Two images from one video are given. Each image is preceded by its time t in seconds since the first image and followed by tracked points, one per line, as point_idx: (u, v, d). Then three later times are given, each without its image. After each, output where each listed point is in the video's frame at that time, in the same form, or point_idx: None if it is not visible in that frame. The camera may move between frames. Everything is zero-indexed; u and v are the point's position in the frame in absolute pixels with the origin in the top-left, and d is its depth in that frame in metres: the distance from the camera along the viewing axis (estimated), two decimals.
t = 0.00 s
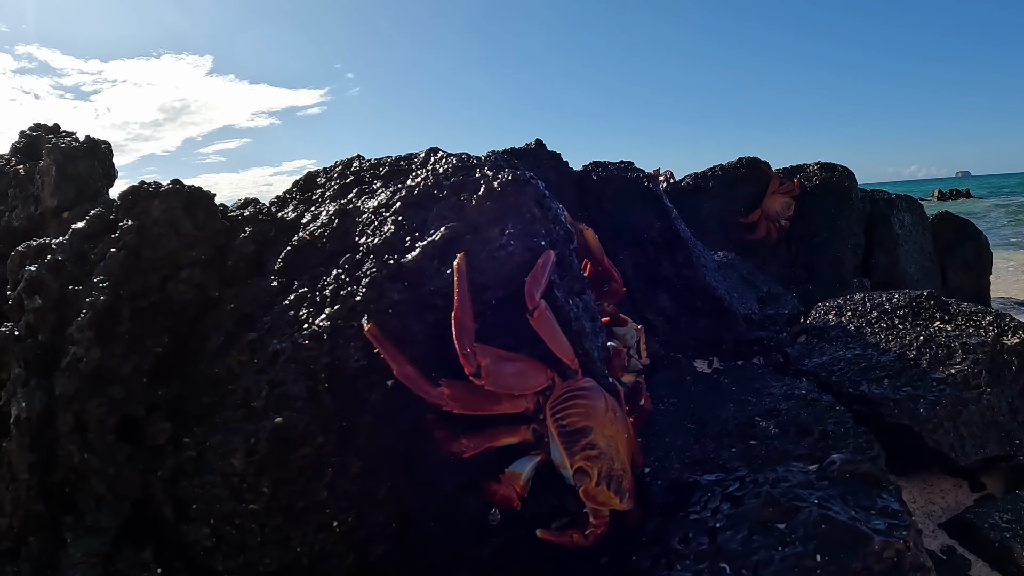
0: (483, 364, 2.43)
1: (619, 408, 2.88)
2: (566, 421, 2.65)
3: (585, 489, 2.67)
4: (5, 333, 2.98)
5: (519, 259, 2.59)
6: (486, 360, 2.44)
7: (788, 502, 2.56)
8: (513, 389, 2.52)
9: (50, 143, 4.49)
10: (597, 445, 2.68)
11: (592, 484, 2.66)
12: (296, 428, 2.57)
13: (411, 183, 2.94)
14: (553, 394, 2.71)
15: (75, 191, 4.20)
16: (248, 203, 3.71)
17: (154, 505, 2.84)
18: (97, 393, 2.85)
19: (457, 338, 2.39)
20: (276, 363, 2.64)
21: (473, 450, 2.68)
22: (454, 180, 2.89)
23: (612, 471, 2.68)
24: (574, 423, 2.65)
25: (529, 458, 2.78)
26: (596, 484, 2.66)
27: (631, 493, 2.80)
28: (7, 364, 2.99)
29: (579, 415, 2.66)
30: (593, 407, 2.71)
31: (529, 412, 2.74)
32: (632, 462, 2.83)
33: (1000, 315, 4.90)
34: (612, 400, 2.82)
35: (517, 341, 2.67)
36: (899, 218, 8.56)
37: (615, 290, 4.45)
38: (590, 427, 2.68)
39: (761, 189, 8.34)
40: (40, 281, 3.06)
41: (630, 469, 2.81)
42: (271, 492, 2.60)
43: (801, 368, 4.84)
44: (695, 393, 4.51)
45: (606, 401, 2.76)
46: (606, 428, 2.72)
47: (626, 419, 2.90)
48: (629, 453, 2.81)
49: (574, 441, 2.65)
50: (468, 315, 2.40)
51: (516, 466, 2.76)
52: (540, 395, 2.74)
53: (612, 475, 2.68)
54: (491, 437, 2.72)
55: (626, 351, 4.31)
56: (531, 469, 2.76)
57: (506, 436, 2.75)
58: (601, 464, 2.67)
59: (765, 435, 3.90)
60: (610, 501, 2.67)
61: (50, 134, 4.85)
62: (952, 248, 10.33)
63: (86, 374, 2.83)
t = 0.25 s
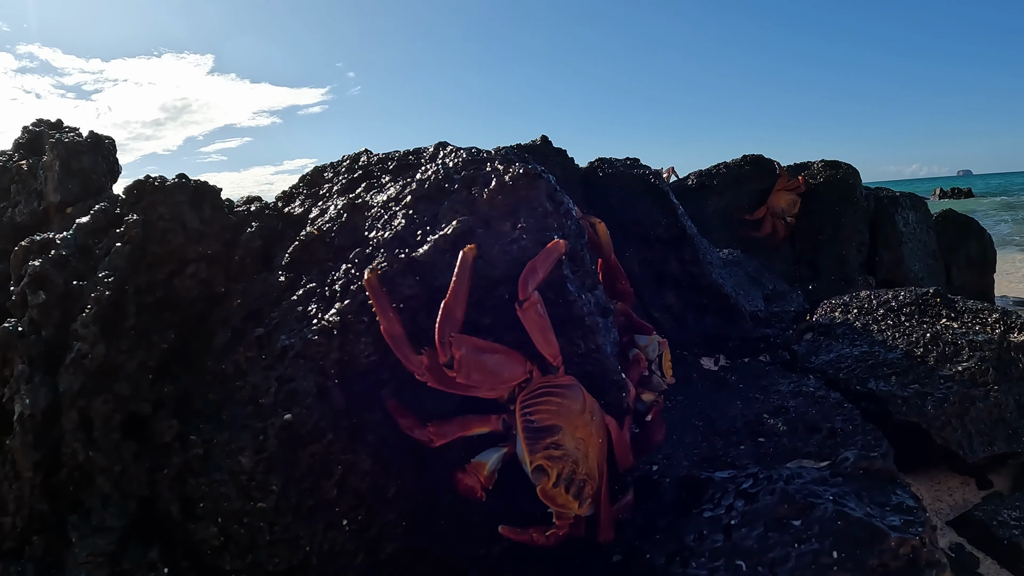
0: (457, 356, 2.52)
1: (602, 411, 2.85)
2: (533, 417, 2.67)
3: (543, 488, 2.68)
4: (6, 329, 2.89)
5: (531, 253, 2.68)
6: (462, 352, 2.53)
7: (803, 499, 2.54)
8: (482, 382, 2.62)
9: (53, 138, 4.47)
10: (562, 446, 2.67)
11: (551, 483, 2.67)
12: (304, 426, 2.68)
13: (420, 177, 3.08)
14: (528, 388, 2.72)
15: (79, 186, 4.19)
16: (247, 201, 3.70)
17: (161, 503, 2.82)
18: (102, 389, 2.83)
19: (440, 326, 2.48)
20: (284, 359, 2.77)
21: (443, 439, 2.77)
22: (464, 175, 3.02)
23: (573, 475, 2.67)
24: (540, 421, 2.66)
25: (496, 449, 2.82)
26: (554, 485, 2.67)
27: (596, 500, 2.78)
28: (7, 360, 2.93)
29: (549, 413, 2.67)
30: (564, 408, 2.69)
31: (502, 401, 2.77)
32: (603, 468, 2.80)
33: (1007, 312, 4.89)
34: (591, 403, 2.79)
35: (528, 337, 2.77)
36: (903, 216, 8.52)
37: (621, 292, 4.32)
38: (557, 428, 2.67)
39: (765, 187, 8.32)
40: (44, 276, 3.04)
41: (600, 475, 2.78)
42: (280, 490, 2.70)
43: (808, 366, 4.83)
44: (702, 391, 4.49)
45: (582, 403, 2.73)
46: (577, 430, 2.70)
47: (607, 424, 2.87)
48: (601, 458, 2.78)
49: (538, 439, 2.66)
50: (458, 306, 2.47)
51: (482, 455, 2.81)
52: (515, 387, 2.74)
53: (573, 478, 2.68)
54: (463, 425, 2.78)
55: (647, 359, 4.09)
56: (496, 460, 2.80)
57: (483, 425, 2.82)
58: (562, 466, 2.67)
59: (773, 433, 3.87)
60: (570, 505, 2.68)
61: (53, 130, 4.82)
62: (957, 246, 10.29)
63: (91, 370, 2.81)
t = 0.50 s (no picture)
0: (447, 349, 2.53)
1: (590, 412, 2.84)
2: (517, 412, 2.67)
3: (524, 483, 2.67)
4: (13, 327, 2.93)
5: (541, 251, 2.72)
6: (451, 345, 2.54)
7: (811, 496, 2.54)
8: (469, 376, 2.61)
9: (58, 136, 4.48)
10: (546, 443, 2.66)
11: (531, 478, 2.66)
12: (313, 424, 2.72)
13: (428, 175, 3.11)
14: (514, 383, 2.72)
15: (84, 184, 4.20)
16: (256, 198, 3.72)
17: (170, 501, 2.83)
18: (110, 387, 2.84)
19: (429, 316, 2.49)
20: (293, 357, 2.81)
21: (430, 434, 2.77)
22: (473, 172, 3.05)
23: (555, 472, 2.66)
24: (524, 416, 2.66)
25: (479, 440, 2.85)
26: (535, 480, 2.66)
27: (578, 500, 2.76)
28: (15, 358, 2.94)
29: (533, 409, 2.67)
30: (550, 406, 2.69)
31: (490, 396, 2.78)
32: (588, 469, 2.78)
33: (1010, 311, 4.90)
34: (580, 403, 2.78)
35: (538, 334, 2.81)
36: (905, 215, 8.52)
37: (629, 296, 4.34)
38: (541, 424, 2.66)
39: (769, 184, 8.32)
40: (51, 274, 3.04)
41: (584, 475, 2.76)
42: (290, 487, 2.72)
43: (812, 364, 4.83)
44: (707, 389, 4.49)
45: (569, 402, 2.73)
46: (562, 428, 2.69)
47: (596, 425, 2.85)
48: (586, 459, 2.76)
49: (521, 433, 2.66)
50: (447, 295, 2.50)
51: (466, 446, 2.84)
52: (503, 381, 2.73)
53: (555, 475, 2.66)
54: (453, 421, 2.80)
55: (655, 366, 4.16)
56: (479, 452, 2.83)
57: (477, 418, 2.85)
58: (545, 462, 2.65)
59: (778, 431, 3.87)
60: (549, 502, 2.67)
61: (57, 128, 4.83)
62: (959, 245, 10.30)
63: (99, 368, 2.81)
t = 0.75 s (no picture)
0: (407, 322, 2.56)
1: (570, 413, 2.86)
2: (493, 405, 2.71)
3: (497, 476, 2.70)
4: (14, 324, 2.94)
5: (541, 249, 2.72)
6: (412, 319, 2.57)
7: (811, 496, 2.54)
8: (437, 355, 2.62)
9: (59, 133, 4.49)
10: (520, 437, 2.70)
11: (504, 472, 2.69)
12: (313, 421, 2.73)
13: (428, 173, 3.12)
14: (491, 377, 2.78)
15: (85, 181, 4.20)
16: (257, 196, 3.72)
17: (170, 499, 2.83)
18: (109, 385, 2.84)
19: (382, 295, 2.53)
20: (294, 355, 2.81)
21: (406, 428, 2.78)
22: (473, 170, 3.06)
23: (528, 467, 2.69)
24: (499, 409, 2.70)
25: (456, 436, 2.85)
26: (507, 474, 2.69)
27: (552, 499, 2.78)
28: (15, 355, 2.94)
29: (509, 404, 2.71)
30: (527, 401, 2.72)
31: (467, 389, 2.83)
32: (564, 468, 2.79)
33: (1011, 310, 4.88)
34: (559, 402, 2.80)
35: (538, 333, 2.81)
36: (907, 213, 8.50)
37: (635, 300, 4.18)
38: (517, 418, 2.70)
39: (771, 182, 8.26)
40: (51, 271, 3.05)
41: (560, 475, 2.77)
42: (289, 486, 2.72)
43: (813, 363, 4.82)
44: (707, 388, 4.49)
45: (547, 400, 2.75)
46: (539, 425, 2.72)
47: (576, 427, 2.86)
48: (563, 458, 2.78)
49: (496, 426, 2.70)
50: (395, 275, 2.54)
51: (441, 441, 2.84)
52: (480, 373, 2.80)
53: (529, 470, 2.69)
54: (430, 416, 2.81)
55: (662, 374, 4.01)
56: (454, 446, 2.83)
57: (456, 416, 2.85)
58: (518, 456, 2.69)
59: (778, 430, 3.87)
60: (522, 497, 2.69)
61: (58, 125, 4.83)
62: (960, 244, 10.27)
63: (99, 365, 2.82)
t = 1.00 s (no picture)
0: (404, 318, 2.54)
1: (561, 417, 2.83)
2: (482, 401, 2.70)
3: (480, 473, 2.69)
4: (18, 321, 2.93)
5: (547, 247, 2.73)
6: (408, 315, 2.56)
7: (815, 494, 2.54)
8: (431, 351, 2.60)
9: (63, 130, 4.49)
10: (506, 435, 2.69)
11: (487, 469, 2.68)
12: (318, 418, 2.74)
13: (434, 170, 3.13)
14: (482, 374, 2.75)
15: (89, 177, 4.20)
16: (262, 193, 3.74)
17: (175, 496, 2.84)
18: (114, 381, 2.85)
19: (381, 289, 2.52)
20: (298, 351, 2.85)
21: (394, 425, 2.75)
22: (479, 168, 3.07)
23: (512, 466, 2.68)
24: (487, 406, 2.69)
25: (444, 429, 2.79)
26: (490, 471, 2.68)
27: (535, 500, 2.76)
28: (21, 352, 2.94)
29: (498, 401, 2.70)
30: (517, 401, 2.71)
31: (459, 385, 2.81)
32: (550, 470, 2.77)
33: (1014, 309, 4.88)
34: (550, 405, 2.77)
35: (544, 330, 2.81)
36: (909, 213, 8.50)
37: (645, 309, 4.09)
38: (505, 416, 2.69)
39: (773, 181, 8.30)
40: (56, 267, 3.05)
41: (544, 477, 2.75)
42: (295, 482, 2.75)
43: (816, 362, 4.83)
44: (709, 386, 4.49)
45: (538, 402, 2.73)
46: (527, 425, 2.71)
47: (566, 432, 2.83)
48: (550, 461, 2.75)
49: (483, 422, 2.69)
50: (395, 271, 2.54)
51: (429, 434, 2.78)
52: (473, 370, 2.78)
53: (512, 470, 2.68)
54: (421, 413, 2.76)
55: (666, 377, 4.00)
56: (441, 441, 2.78)
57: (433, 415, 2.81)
58: (503, 454, 2.68)
59: (781, 429, 3.88)
60: (503, 496, 2.68)
61: (62, 122, 4.84)
62: (962, 244, 10.27)
63: (104, 361, 2.82)
